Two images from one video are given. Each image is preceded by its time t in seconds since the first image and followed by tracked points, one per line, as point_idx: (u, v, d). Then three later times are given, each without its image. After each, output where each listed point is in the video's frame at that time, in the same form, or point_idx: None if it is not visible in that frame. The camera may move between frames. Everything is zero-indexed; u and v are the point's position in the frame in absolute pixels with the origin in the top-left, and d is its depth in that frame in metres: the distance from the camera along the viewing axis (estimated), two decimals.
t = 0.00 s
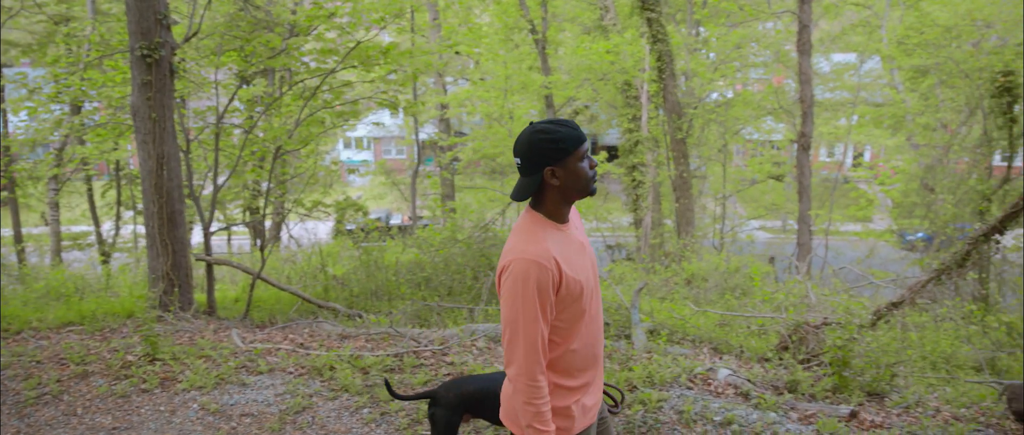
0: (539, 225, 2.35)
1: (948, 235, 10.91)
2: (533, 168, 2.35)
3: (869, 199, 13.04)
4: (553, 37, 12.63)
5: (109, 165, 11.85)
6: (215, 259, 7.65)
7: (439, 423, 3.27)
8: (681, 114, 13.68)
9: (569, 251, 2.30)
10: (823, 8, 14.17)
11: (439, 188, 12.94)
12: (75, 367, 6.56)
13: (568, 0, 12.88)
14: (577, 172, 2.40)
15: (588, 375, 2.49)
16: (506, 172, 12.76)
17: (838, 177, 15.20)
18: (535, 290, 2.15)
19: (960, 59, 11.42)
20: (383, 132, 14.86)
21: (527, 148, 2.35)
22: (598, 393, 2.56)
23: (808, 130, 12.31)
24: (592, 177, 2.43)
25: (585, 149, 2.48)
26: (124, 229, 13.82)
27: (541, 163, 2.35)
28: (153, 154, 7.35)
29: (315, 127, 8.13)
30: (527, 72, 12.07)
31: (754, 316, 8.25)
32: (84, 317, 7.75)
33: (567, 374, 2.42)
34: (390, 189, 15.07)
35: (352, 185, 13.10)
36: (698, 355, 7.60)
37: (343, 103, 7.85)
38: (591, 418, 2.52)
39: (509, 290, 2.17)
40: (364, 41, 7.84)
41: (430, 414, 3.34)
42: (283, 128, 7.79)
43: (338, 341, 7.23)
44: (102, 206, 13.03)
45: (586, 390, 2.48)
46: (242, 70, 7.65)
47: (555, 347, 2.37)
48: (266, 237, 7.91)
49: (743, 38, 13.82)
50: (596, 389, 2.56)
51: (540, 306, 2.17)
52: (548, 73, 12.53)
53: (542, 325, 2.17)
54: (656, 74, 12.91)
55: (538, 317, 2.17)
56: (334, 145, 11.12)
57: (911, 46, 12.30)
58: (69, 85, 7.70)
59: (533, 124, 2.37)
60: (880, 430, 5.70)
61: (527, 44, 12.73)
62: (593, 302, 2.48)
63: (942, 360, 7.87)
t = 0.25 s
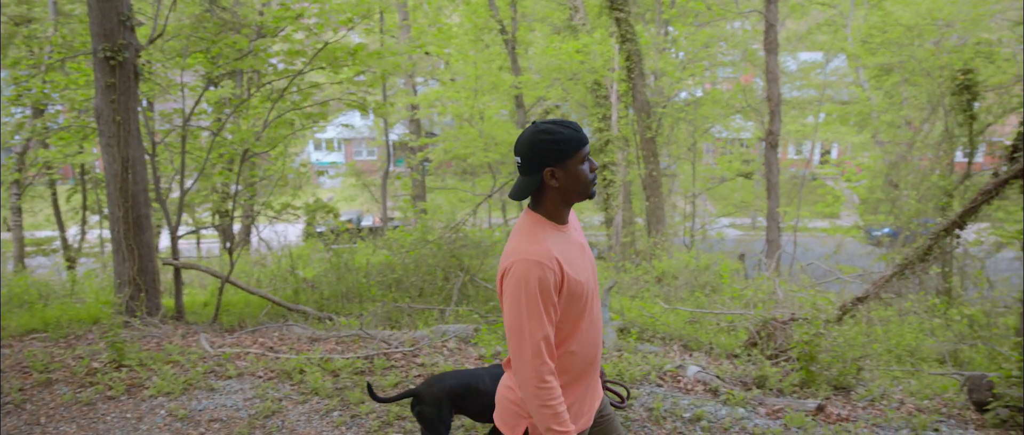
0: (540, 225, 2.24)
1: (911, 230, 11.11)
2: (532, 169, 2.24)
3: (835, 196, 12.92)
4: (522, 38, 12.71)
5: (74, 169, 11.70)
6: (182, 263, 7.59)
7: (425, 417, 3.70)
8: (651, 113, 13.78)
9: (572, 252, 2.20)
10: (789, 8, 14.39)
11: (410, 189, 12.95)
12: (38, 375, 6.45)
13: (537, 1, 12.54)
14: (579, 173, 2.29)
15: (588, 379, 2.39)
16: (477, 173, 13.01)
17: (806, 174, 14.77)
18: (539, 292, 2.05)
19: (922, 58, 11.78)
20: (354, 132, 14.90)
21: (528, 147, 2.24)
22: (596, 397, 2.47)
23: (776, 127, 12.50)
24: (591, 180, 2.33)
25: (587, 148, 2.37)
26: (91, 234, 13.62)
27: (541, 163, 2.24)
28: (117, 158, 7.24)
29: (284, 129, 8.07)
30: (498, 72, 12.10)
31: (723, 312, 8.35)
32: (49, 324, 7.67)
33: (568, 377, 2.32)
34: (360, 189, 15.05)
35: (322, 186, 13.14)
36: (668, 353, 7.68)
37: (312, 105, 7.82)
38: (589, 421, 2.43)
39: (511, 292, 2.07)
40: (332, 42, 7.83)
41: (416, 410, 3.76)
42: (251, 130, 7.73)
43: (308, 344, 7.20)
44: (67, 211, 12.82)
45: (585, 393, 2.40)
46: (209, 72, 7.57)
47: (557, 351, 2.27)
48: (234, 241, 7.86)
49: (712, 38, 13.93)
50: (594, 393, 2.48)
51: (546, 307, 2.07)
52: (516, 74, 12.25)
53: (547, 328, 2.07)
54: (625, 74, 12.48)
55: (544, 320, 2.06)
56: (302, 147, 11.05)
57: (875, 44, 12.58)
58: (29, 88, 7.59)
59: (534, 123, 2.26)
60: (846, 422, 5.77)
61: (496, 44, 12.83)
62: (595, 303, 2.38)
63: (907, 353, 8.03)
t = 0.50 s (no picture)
0: (542, 230, 2.27)
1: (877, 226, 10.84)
2: (533, 174, 2.26)
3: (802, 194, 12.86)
4: (491, 39, 12.59)
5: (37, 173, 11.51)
6: (148, 268, 7.52)
7: (406, 416, 4.21)
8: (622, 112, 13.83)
9: (573, 256, 2.23)
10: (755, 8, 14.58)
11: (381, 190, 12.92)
12: None
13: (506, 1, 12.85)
14: (580, 178, 2.31)
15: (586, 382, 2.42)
16: (447, 174, 12.78)
17: (774, 171, 14.78)
18: (542, 296, 2.07)
19: (885, 57, 11.90)
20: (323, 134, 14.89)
21: (529, 153, 2.26)
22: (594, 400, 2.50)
23: (743, 126, 12.68)
24: (593, 184, 2.34)
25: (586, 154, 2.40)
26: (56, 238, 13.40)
27: (541, 169, 2.26)
28: (79, 162, 7.12)
29: (251, 132, 8.01)
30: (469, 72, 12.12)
31: (692, 310, 8.47)
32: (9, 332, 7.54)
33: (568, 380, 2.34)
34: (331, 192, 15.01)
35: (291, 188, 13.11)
36: (638, 352, 7.77)
37: (278, 106, 7.77)
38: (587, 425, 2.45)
39: (515, 296, 2.08)
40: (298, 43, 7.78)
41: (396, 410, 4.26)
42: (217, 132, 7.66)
43: (277, 348, 7.18)
44: (29, 216, 12.59)
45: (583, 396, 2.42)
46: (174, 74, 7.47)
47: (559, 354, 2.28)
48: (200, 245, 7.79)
49: (680, 39, 13.92)
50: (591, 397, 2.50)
51: (550, 308, 2.09)
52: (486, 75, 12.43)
53: (552, 329, 2.09)
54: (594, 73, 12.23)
55: (548, 322, 2.08)
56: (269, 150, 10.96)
57: (839, 44, 12.72)
58: None
59: (535, 129, 2.28)
60: (811, 417, 5.86)
61: (466, 44, 12.86)
62: (595, 307, 2.41)
63: (872, 348, 8.17)
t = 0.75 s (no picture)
0: (548, 235, 2.25)
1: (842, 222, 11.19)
2: (540, 180, 2.25)
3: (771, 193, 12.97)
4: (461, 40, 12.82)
5: None
6: (113, 273, 7.42)
7: (383, 422, 4.01)
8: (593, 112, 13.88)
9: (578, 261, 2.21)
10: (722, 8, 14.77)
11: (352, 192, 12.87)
12: None
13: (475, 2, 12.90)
14: (587, 184, 2.29)
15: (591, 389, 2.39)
16: (417, 175, 12.79)
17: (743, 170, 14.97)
18: (548, 300, 2.05)
19: (849, 57, 12.10)
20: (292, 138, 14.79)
21: (535, 158, 2.25)
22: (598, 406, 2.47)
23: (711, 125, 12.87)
24: (600, 190, 2.32)
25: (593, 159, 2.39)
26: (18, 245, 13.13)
27: (548, 175, 2.25)
28: (41, 166, 6.99)
29: (218, 134, 7.94)
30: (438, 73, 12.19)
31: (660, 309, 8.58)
32: None
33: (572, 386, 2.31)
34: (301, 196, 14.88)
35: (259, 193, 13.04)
36: (608, 351, 7.84)
37: (245, 109, 7.73)
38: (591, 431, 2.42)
39: (521, 300, 2.06)
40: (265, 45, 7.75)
41: (372, 416, 4.06)
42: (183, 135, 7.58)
43: (246, 353, 7.13)
44: None
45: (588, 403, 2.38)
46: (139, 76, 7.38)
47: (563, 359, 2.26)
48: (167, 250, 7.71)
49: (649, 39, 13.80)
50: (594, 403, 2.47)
51: (555, 313, 2.07)
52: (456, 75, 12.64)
53: (557, 334, 2.06)
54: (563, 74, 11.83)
55: (554, 327, 2.05)
56: (236, 153, 10.90)
57: (805, 43, 12.70)
58: None
59: (541, 135, 2.26)
60: (779, 412, 5.93)
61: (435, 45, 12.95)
62: (599, 313, 2.39)
63: (839, 343, 8.25)
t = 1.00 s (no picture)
0: (557, 236, 2.28)
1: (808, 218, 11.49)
2: (550, 183, 2.29)
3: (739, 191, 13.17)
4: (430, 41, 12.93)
5: None
6: (77, 279, 7.30)
7: (359, 424, 4.01)
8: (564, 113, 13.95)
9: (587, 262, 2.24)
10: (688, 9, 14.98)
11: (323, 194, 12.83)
12: None
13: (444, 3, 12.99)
14: (596, 187, 2.33)
15: (597, 391, 2.40)
16: (387, 177, 12.94)
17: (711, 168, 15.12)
18: (556, 300, 2.08)
19: (815, 57, 12.43)
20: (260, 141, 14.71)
21: (546, 161, 2.29)
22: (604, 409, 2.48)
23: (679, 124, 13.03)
24: (608, 192, 2.36)
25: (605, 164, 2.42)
26: None
27: (559, 179, 2.29)
28: None
29: (183, 138, 7.87)
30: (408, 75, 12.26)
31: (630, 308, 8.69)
32: None
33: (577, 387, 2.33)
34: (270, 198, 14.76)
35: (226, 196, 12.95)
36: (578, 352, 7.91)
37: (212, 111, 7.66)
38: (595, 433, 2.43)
39: (529, 299, 2.09)
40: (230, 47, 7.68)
41: (349, 419, 4.05)
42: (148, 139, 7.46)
43: (214, 358, 7.09)
44: None
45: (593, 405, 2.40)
46: (102, 78, 7.26)
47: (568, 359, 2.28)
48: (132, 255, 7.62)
49: (616, 39, 14.00)
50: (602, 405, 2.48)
51: (563, 312, 2.10)
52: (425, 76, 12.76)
53: (562, 334, 2.08)
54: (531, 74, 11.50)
55: (559, 327, 2.08)
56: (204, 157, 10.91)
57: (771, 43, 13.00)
58: None
59: (552, 139, 2.31)
60: (747, 409, 5.97)
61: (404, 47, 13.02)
62: (608, 315, 2.41)
63: (806, 339, 8.38)
